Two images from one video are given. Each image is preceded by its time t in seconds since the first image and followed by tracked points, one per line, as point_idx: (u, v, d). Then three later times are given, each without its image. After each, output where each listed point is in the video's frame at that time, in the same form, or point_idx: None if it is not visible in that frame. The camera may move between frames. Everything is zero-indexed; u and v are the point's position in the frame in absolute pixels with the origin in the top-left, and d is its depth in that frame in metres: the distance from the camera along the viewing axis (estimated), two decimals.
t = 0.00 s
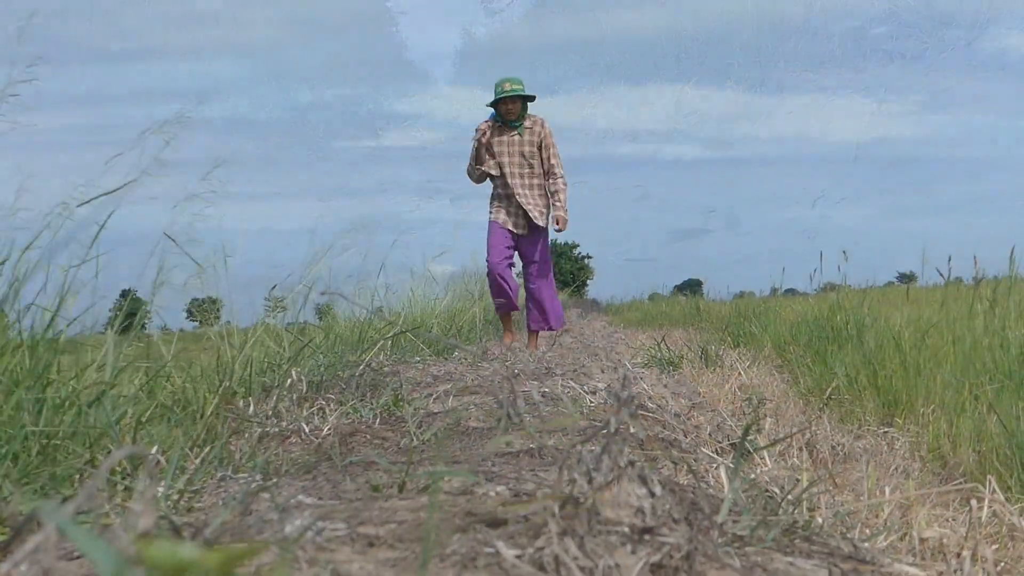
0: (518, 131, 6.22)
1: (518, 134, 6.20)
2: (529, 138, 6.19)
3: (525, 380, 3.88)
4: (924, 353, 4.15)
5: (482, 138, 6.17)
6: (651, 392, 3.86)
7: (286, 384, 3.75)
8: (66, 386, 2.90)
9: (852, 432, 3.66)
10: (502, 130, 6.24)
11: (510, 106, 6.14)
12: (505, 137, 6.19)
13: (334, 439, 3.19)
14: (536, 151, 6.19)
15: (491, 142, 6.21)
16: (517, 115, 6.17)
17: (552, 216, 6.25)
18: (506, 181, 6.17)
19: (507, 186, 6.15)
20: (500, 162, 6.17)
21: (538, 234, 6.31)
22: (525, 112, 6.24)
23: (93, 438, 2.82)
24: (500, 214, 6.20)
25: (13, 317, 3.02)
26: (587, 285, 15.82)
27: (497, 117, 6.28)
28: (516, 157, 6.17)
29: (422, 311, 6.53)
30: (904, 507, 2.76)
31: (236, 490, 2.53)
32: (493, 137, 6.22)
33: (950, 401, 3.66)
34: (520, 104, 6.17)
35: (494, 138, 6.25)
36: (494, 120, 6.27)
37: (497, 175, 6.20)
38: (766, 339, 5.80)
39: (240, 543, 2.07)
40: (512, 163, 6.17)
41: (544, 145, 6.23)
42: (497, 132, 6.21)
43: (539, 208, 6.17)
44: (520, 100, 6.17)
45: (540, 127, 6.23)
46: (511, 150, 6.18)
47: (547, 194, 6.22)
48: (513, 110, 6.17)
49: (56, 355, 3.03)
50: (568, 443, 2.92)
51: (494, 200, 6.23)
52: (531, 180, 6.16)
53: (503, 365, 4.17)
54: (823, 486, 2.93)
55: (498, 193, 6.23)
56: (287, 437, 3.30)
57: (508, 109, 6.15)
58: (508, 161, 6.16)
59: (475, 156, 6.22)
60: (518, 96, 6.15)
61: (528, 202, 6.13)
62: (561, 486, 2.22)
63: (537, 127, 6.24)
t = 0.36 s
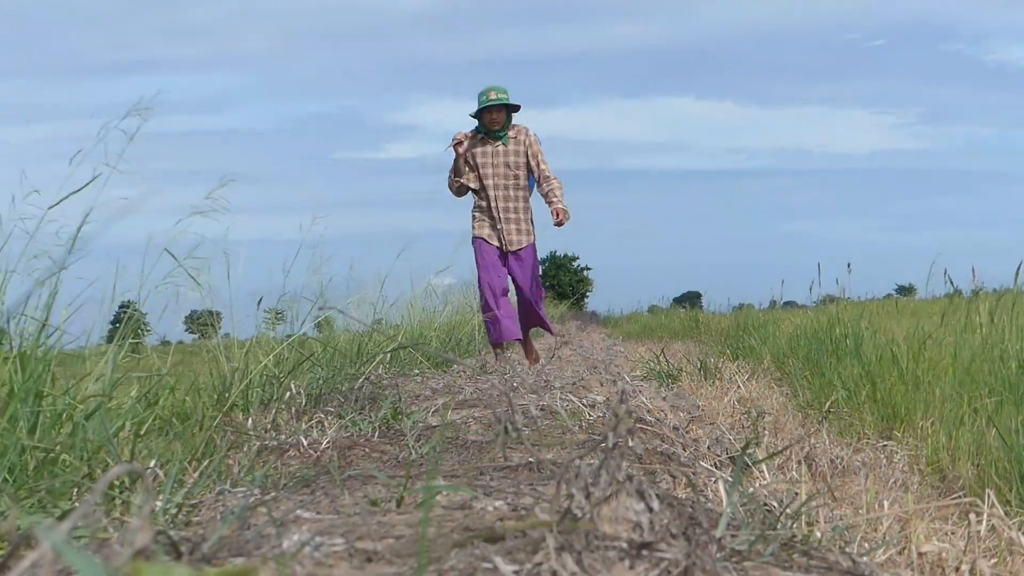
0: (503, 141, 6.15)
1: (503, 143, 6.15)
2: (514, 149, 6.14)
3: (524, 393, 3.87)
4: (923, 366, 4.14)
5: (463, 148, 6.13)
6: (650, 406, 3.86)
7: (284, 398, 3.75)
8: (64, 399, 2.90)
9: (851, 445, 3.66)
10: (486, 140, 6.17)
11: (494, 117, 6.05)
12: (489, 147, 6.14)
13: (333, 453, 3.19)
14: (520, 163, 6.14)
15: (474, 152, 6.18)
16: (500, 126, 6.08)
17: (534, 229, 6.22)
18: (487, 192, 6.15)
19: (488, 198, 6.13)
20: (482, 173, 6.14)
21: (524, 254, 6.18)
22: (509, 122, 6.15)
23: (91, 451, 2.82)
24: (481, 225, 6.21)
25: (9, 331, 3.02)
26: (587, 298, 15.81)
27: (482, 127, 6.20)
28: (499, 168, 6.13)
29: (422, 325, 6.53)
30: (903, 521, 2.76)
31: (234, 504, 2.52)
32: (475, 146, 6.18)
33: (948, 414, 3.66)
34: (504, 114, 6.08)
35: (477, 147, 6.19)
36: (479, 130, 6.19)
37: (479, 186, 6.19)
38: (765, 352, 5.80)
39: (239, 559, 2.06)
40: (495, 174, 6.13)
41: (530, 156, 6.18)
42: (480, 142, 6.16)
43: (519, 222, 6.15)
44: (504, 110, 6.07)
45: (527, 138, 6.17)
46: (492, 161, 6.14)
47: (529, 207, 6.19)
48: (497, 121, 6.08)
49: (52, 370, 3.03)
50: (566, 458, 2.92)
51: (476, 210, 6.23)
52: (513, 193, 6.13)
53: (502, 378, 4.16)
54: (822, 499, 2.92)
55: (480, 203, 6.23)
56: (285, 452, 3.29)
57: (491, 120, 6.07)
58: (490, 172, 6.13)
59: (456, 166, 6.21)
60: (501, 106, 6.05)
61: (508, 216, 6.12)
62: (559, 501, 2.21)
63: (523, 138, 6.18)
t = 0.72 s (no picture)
0: (497, 147, 6.13)
1: (496, 150, 6.13)
2: (505, 156, 6.12)
3: (522, 405, 3.88)
4: (921, 377, 4.15)
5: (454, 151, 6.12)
6: (647, 417, 3.86)
7: (282, 410, 3.75)
8: (60, 411, 2.90)
9: (850, 456, 3.66)
10: (480, 145, 6.15)
11: (491, 120, 6.04)
12: (482, 153, 6.13)
13: (331, 464, 3.19)
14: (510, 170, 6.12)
15: (466, 157, 6.17)
16: (498, 130, 6.06)
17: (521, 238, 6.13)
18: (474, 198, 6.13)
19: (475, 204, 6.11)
20: (472, 178, 6.13)
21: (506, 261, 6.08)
22: (504, 127, 6.14)
23: (87, 463, 2.82)
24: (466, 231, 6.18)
25: (4, 344, 3.02)
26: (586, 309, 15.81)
27: (476, 131, 6.17)
28: (489, 175, 6.10)
29: (420, 336, 6.53)
30: (902, 531, 2.76)
31: (233, 515, 2.52)
32: (467, 151, 6.18)
33: (946, 425, 3.66)
34: (501, 118, 6.07)
35: (469, 151, 6.17)
36: (473, 134, 6.16)
37: (468, 191, 6.17)
38: (763, 363, 5.81)
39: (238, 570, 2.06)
40: (485, 181, 6.11)
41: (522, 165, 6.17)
42: (473, 147, 6.15)
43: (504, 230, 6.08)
44: (502, 113, 6.07)
45: (521, 147, 6.16)
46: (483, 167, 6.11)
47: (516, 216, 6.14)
48: (494, 124, 6.07)
49: (48, 382, 3.03)
50: (564, 469, 2.92)
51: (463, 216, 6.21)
52: (500, 200, 6.09)
53: (501, 389, 4.16)
54: (821, 510, 2.93)
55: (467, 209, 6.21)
56: (283, 463, 3.29)
57: (488, 123, 6.05)
58: (480, 178, 6.10)
59: (447, 170, 6.20)
60: (499, 110, 6.04)
61: (493, 223, 6.06)
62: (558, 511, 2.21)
63: (517, 146, 6.18)
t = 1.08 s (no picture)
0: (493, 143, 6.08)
1: (492, 146, 6.07)
2: (504, 152, 6.08)
3: (521, 413, 3.89)
4: (920, 385, 4.15)
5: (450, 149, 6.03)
6: (647, 425, 3.87)
7: (282, 417, 3.75)
8: (59, 418, 2.91)
9: (849, 464, 3.66)
10: (475, 143, 6.09)
11: (489, 114, 5.97)
12: (477, 149, 6.06)
13: (331, 471, 3.19)
14: (511, 167, 6.09)
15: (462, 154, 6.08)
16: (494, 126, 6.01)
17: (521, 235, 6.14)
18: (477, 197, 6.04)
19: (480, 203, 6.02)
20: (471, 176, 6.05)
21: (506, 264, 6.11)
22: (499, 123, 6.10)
23: (86, 471, 2.82)
24: (467, 231, 6.05)
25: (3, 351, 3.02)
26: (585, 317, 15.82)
27: (470, 128, 6.10)
28: (489, 173, 6.04)
29: (420, 344, 6.54)
30: (902, 539, 2.75)
31: (232, 522, 2.52)
32: (461, 148, 6.09)
33: (945, 433, 3.67)
34: (496, 112, 6.01)
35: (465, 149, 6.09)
36: (468, 131, 6.09)
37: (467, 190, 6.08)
38: (763, 372, 5.81)
39: None
40: (484, 178, 6.04)
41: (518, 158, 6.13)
42: (468, 144, 6.08)
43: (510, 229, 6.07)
44: (497, 108, 6.02)
45: (515, 140, 6.13)
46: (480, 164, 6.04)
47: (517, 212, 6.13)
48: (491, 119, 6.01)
49: (48, 389, 3.03)
50: (564, 477, 2.93)
51: (463, 215, 6.09)
52: (505, 197, 6.05)
53: (501, 397, 4.17)
54: (820, 518, 2.93)
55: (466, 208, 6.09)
56: (282, 470, 3.29)
57: (485, 118, 5.98)
58: (479, 176, 6.03)
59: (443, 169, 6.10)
60: (495, 104, 6.00)
61: (502, 222, 6.01)
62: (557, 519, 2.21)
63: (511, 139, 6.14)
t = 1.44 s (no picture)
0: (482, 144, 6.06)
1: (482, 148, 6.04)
2: (490, 156, 6.05)
3: (521, 421, 3.89)
4: (920, 393, 4.16)
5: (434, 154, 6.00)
6: (647, 432, 3.87)
7: (283, 424, 3.76)
8: (60, 424, 2.91)
9: (850, 472, 3.66)
10: (463, 146, 6.03)
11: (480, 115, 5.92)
12: (464, 153, 6.02)
13: (332, 478, 3.20)
14: (498, 170, 6.06)
15: (447, 160, 6.04)
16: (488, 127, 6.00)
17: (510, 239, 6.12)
18: (463, 204, 6.02)
19: (466, 210, 6.00)
20: (456, 180, 6.01)
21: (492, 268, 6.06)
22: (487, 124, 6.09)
23: (87, 477, 2.82)
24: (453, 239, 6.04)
25: (4, 357, 3.03)
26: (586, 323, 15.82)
27: (457, 132, 6.01)
28: (475, 177, 6.00)
29: (421, 350, 6.54)
30: (903, 548, 2.76)
31: (233, 529, 2.53)
32: (446, 153, 6.05)
33: (946, 441, 3.67)
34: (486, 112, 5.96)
35: (450, 153, 6.04)
36: (458, 134, 6.01)
37: (453, 197, 6.06)
38: (764, 379, 5.81)
39: None
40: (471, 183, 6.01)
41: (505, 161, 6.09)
42: (455, 149, 6.03)
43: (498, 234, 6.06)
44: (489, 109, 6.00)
45: (501, 142, 6.07)
46: (465, 168, 6.00)
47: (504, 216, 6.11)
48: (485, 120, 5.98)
49: (49, 394, 3.03)
50: (563, 484, 2.93)
51: (449, 223, 6.08)
52: (492, 203, 6.03)
53: (501, 404, 4.17)
54: (822, 526, 2.93)
55: (451, 215, 6.08)
56: (284, 477, 3.30)
57: (481, 120, 5.95)
58: (466, 180, 6.00)
59: (424, 174, 6.07)
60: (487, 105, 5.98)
61: (489, 229, 5.99)
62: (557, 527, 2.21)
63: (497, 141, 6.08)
